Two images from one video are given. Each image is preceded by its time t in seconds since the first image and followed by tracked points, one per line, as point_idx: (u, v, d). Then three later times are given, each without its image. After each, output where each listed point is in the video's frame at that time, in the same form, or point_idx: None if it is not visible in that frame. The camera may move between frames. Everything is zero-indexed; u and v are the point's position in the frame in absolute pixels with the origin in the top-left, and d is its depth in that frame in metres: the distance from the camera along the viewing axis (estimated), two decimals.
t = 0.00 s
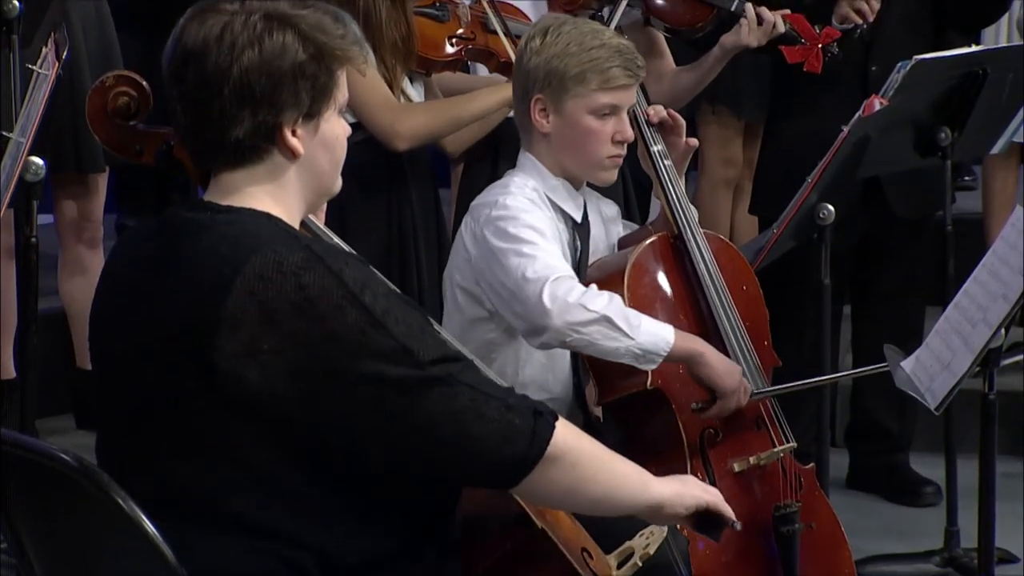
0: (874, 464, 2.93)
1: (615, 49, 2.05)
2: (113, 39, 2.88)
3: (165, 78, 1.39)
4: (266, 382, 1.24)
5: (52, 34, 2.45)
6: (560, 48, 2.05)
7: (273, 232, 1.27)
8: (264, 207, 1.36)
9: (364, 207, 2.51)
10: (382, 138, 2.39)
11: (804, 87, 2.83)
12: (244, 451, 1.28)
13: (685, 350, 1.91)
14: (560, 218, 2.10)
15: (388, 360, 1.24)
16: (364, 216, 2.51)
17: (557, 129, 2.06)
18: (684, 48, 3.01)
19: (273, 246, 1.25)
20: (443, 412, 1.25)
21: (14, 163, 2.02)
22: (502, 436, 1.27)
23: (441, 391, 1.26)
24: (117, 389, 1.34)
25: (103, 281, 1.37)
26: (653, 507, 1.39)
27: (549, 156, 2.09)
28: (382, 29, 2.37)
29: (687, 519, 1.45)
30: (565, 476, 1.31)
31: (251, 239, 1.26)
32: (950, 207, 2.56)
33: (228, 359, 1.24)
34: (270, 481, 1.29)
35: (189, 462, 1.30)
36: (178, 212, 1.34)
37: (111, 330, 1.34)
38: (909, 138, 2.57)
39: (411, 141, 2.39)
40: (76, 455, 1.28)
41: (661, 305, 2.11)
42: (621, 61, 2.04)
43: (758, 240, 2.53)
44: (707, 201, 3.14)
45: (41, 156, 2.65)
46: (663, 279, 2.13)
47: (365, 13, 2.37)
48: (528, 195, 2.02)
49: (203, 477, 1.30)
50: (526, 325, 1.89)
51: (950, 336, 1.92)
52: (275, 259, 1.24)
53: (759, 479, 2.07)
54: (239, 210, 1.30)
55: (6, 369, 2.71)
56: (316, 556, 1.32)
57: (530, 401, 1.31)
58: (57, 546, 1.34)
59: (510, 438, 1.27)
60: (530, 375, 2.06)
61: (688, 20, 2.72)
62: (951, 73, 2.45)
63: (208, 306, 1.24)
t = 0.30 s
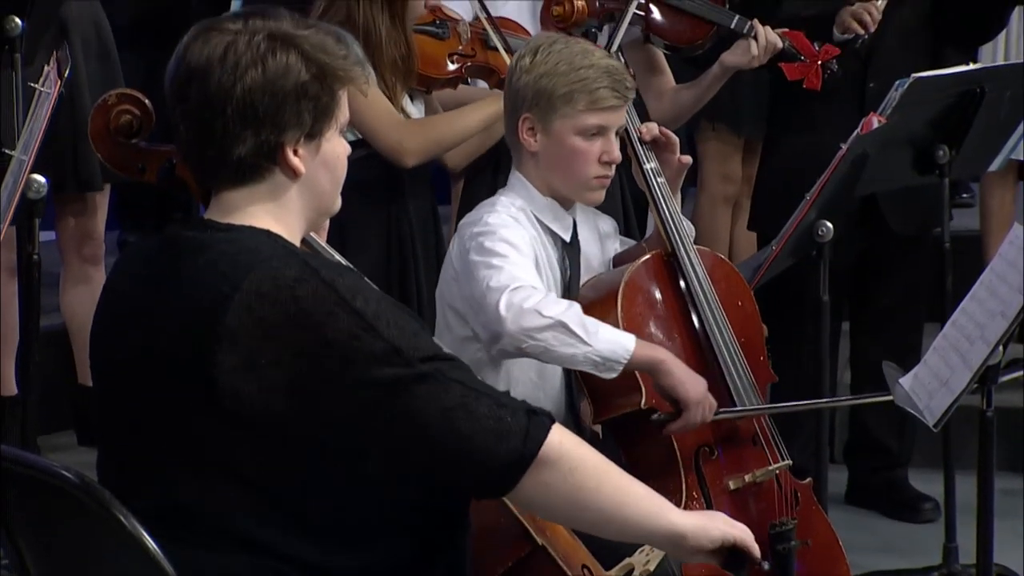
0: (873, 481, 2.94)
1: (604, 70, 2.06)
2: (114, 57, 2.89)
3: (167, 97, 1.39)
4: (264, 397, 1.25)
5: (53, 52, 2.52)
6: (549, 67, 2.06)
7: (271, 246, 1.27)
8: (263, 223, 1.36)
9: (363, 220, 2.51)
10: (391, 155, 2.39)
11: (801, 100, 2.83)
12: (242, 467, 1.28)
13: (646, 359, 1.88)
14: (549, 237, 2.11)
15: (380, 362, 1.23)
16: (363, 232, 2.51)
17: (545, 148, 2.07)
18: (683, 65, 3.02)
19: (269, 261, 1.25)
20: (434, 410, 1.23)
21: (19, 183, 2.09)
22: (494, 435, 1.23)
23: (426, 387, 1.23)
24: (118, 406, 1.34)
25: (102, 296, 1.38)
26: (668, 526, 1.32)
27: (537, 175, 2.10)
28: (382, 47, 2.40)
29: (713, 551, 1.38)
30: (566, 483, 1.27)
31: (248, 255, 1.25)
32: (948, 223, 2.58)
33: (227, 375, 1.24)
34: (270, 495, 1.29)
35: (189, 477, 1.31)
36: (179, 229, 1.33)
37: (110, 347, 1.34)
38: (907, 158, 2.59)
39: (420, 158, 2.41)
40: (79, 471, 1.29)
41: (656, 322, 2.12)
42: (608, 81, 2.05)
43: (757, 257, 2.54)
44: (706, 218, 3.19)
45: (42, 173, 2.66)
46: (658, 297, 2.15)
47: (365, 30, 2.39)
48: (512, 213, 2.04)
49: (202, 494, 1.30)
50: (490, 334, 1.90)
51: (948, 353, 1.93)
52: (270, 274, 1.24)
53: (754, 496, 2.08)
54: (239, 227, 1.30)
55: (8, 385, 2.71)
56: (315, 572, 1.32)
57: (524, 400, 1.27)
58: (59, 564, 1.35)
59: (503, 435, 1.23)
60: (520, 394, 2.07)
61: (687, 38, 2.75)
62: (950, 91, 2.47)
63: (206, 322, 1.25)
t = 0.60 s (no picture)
0: (869, 499, 2.96)
1: (610, 99, 2.09)
2: (118, 79, 2.92)
3: (171, 118, 1.42)
4: (263, 414, 1.26)
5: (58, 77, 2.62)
6: (555, 93, 2.09)
7: (271, 267, 1.29)
8: (263, 242, 1.39)
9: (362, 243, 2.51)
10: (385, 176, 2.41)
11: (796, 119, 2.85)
12: (243, 484, 1.30)
13: (616, 376, 1.93)
14: (548, 257, 2.16)
15: (373, 374, 1.24)
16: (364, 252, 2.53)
17: (546, 172, 2.11)
18: (680, 87, 3.04)
19: (267, 281, 1.27)
20: (426, 420, 1.23)
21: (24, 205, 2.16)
22: (489, 441, 1.23)
23: (419, 399, 1.23)
24: (126, 425, 1.37)
25: (106, 317, 1.41)
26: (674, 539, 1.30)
27: (538, 198, 2.15)
28: (383, 71, 2.41)
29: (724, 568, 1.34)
30: (565, 492, 1.26)
31: (247, 276, 1.28)
32: (943, 243, 2.60)
33: (227, 393, 1.26)
34: (271, 511, 1.31)
35: (195, 495, 1.33)
36: (181, 250, 1.36)
37: (118, 367, 1.37)
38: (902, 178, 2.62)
39: (413, 180, 2.42)
40: (83, 491, 1.33)
41: (654, 341, 2.15)
42: (614, 110, 2.08)
43: (755, 276, 2.57)
44: (704, 240, 3.18)
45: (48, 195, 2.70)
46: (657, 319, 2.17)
47: (366, 53, 2.41)
48: (509, 230, 2.11)
49: (206, 511, 1.32)
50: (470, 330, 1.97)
51: (943, 373, 1.97)
52: (269, 293, 1.26)
53: (752, 514, 2.10)
54: (239, 248, 1.32)
55: (14, 404, 2.74)
56: None
57: (519, 406, 1.27)
58: None
59: (497, 442, 1.23)
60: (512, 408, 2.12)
61: (682, 62, 2.78)
62: (944, 114, 2.50)
63: (208, 340, 1.27)
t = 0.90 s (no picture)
0: (865, 513, 2.98)
1: (624, 119, 2.10)
2: (123, 99, 2.94)
3: (172, 139, 1.44)
4: (267, 432, 1.28)
5: (64, 97, 2.66)
6: (570, 114, 2.10)
7: (273, 285, 1.31)
8: (265, 262, 1.41)
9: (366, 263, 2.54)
10: (384, 196, 2.42)
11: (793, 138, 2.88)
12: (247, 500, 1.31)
13: (664, 394, 1.96)
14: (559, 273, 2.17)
15: (382, 408, 1.27)
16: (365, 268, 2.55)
17: (560, 191, 2.12)
18: (678, 106, 3.08)
19: (271, 301, 1.28)
20: (438, 456, 1.28)
21: (30, 221, 2.27)
22: (499, 474, 1.29)
23: (431, 430, 1.28)
24: (126, 442, 1.38)
25: (111, 334, 1.42)
26: (660, 544, 1.39)
27: (551, 215, 2.16)
28: (385, 91, 2.45)
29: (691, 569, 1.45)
30: (568, 510, 1.33)
31: (251, 295, 1.29)
32: (939, 262, 2.63)
33: (231, 410, 1.28)
34: (275, 529, 1.33)
35: (196, 511, 1.34)
36: (183, 268, 1.37)
37: (120, 383, 1.38)
38: (896, 197, 2.64)
39: (415, 202, 2.43)
40: (88, 506, 1.35)
41: (656, 355, 2.19)
42: (628, 130, 2.09)
43: (751, 294, 2.60)
44: (701, 257, 3.21)
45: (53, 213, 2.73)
46: (660, 330, 2.21)
47: (369, 73, 2.45)
48: (524, 248, 2.10)
49: (208, 528, 1.33)
50: (510, 359, 1.96)
51: (938, 389, 2.03)
52: (273, 314, 1.28)
53: (753, 527, 2.13)
54: (241, 266, 1.33)
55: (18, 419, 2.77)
56: None
57: (526, 437, 1.33)
58: None
59: (506, 473, 1.29)
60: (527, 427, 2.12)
61: (682, 83, 2.82)
62: (937, 133, 2.54)
63: (213, 359, 1.28)
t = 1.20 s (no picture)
0: (860, 525, 3.00)
1: (634, 134, 2.14)
2: (127, 116, 2.98)
3: (176, 155, 1.46)
4: (273, 444, 1.30)
5: (70, 114, 2.70)
6: (582, 130, 2.13)
7: (280, 301, 1.33)
8: (270, 276, 1.42)
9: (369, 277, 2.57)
10: (382, 213, 2.43)
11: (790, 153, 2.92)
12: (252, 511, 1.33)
13: (703, 408, 2.01)
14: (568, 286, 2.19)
15: (395, 427, 1.31)
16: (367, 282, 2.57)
17: (573, 206, 2.14)
18: (675, 124, 3.12)
19: (279, 316, 1.31)
20: (449, 475, 1.32)
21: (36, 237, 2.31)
22: (506, 492, 1.34)
23: (443, 451, 1.33)
24: (131, 453, 1.40)
25: (116, 348, 1.44)
26: (643, 536, 1.45)
27: (562, 230, 2.18)
28: (386, 107, 2.46)
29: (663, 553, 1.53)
30: (566, 527, 1.38)
31: (259, 308, 1.31)
32: (932, 276, 2.67)
33: (236, 421, 1.29)
34: (279, 540, 1.35)
35: (196, 509, 1.35)
36: (188, 283, 1.39)
37: (126, 395, 1.40)
38: (891, 212, 2.68)
39: (410, 218, 2.44)
40: (93, 518, 1.38)
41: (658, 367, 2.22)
42: (639, 145, 2.13)
43: (747, 308, 2.64)
44: (698, 272, 3.25)
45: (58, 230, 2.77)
46: (660, 345, 2.25)
47: (370, 91, 2.47)
48: (540, 261, 2.11)
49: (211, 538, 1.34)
50: (550, 380, 1.98)
51: (932, 402, 2.11)
52: (282, 327, 1.30)
53: (752, 538, 2.17)
54: (246, 280, 1.36)
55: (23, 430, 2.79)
56: None
57: (530, 456, 1.38)
58: None
59: (513, 496, 1.34)
60: (536, 434, 2.14)
61: (678, 99, 2.85)
62: (931, 150, 2.58)
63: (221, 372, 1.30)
